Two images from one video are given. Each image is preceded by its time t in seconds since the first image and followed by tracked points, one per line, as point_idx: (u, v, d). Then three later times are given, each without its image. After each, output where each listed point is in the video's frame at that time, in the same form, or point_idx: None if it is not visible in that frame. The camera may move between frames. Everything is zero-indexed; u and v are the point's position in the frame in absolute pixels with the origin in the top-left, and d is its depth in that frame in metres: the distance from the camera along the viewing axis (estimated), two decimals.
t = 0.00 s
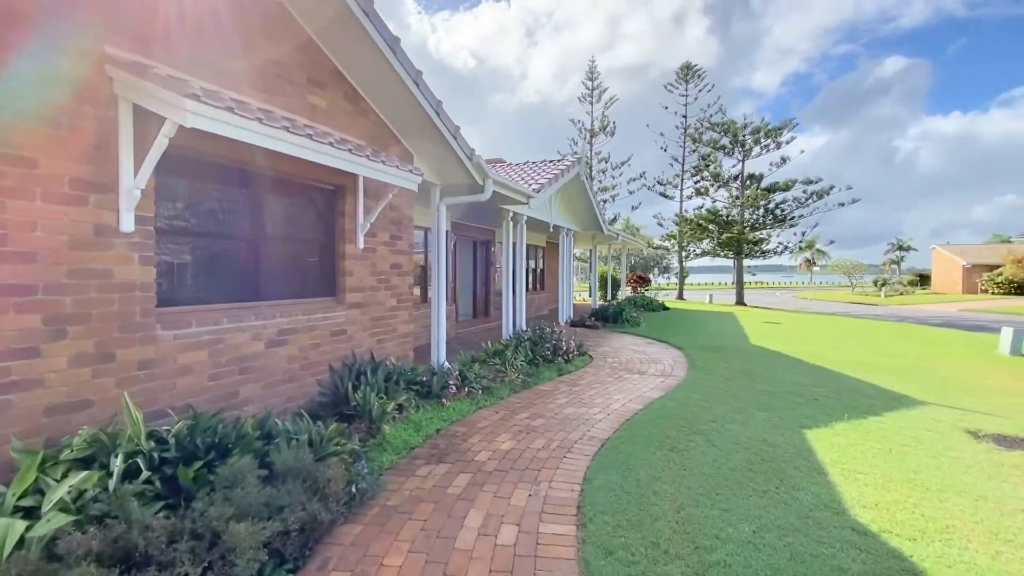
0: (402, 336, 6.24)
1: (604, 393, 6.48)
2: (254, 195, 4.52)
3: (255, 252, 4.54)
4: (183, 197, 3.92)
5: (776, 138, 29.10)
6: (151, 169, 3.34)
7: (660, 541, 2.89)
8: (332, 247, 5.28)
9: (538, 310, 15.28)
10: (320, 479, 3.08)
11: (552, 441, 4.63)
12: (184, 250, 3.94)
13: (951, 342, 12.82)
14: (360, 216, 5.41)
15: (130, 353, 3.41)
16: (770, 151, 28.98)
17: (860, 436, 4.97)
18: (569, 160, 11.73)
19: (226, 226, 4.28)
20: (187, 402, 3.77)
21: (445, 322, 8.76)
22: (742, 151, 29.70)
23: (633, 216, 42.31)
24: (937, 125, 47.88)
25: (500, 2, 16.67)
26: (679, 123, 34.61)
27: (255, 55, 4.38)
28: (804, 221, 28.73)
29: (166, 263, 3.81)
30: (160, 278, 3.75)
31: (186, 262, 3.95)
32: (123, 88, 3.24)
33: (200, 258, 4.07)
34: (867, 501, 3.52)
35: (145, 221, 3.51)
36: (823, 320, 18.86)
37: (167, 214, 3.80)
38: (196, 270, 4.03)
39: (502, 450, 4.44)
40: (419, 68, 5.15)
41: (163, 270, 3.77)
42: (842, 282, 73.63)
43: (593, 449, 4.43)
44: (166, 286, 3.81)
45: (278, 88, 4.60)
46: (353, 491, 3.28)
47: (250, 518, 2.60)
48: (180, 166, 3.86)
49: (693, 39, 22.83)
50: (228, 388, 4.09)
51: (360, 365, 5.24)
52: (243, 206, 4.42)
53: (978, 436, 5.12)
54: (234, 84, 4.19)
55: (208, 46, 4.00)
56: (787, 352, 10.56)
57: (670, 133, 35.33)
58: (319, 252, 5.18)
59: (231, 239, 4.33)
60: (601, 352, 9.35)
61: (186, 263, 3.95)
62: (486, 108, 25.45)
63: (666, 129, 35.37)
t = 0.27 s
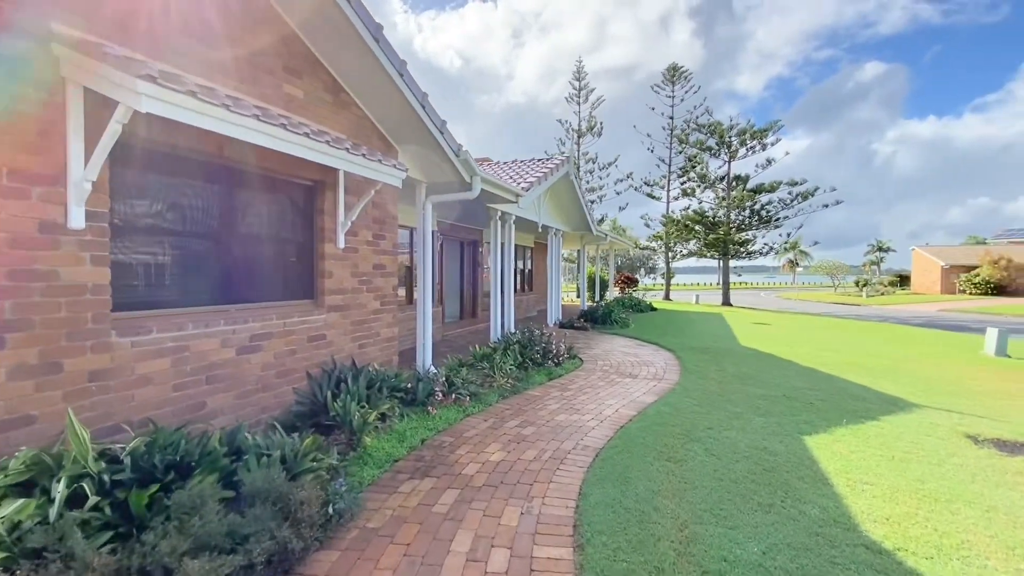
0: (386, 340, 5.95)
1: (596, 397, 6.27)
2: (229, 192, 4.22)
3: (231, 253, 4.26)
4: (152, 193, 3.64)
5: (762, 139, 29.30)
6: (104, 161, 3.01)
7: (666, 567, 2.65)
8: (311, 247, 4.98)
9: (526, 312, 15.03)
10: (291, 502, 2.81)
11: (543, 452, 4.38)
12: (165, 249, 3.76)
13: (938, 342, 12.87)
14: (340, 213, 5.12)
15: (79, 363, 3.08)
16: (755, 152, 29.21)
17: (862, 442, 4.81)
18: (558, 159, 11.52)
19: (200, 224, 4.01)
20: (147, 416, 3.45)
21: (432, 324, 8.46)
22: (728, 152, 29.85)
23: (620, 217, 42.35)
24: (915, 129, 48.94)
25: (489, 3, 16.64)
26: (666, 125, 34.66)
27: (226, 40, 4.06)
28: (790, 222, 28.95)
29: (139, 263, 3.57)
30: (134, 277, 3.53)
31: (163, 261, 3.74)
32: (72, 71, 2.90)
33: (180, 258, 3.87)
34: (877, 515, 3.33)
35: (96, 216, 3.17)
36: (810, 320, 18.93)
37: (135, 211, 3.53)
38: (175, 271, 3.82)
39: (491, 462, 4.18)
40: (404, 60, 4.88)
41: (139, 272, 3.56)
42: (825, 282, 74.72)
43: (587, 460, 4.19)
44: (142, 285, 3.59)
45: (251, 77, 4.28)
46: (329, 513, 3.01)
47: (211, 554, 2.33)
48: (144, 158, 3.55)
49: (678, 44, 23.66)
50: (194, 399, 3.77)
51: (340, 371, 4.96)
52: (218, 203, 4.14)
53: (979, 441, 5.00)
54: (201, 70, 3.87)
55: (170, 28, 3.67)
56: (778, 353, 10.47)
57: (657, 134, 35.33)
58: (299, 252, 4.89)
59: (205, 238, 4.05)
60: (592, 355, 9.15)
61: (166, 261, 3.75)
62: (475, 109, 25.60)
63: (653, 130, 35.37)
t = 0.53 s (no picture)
0: (369, 344, 5.64)
1: (589, 402, 6.04)
2: (196, 186, 3.90)
3: (203, 250, 3.97)
4: (108, 187, 3.31)
5: (749, 141, 29.44)
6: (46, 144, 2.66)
7: None
8: (285, 245, 4.68)
9: (515, 313, 14.77)
10: (257, 529, 2.52)
11: (535, 464, 4.12)
12: (144, 248, 3.55)
13: (925, 343, 12.90)
14: (319, 209, 4.82)
15: (20, 372, 2.74)
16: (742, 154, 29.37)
17: (866, 449, 4.64)
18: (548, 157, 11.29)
19: (173, 221, 3.74)
20: (101, 430, 3.12)
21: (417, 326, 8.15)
22: (715, 153, 29.94)
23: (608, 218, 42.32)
24: (895, 132, 49.79)
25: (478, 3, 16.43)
26: (653, 125, 34.43)
27: (193, 18, 3.72)
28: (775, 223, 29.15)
29: (121, 261, 3.40)
30: (110, 276, 3.33)
31: (144, 260, 3.55)
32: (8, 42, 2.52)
33: (162, 257, 3.67)
34: (892, 531, 3.13)
35: (37, 207, 2.83)
36: (797, 321, 18.97)
37: (92, 208, 3.22)
38: (155, 271, 3.62)
39: (481, 475, 3.91)
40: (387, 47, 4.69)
41: (114, 272, 3.36)
42: (808, 283, 75.68)
43: (583, 472, 3.95)
44: (119, 286, 3.39)
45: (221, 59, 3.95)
46: (299, 538, 2.73)
47: None
48: (95, 147, 3.22)
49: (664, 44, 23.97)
50: (156, 410, 3.44)
51: (318, 378, 4.66)
52: (184, 197, 3.80)
53: (983, 446, 4.88)
54: (164, 50, 3.53)
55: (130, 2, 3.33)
56: (770, 355, 10.34)
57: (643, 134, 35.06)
58: (273, 250, 4.57)
59: (171, 236, 3.73)
60: (582, 357, 8.91)
61: (146, 262, 3.55)
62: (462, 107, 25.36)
63: (640, 130, 35.08)
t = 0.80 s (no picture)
0: (350, 349, 5.33)
1: (582, 409, 5.79)
2: (159, 180, 3.55)
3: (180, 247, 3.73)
4: (66, 180, 3.00)
5: (737, 143, 29.55)
6: None
7: None
8: (260, 244, 4.36)
9: (503, 314, 14.48)
10: (216, 566, 2.23)
11: (528, 479, 3.85)
12: (128, 245, 3.36)
13: (912, 344, 12.93)
14: (296, 205, 4.50)
15: None
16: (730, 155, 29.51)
17: (871, 459, 4.45)
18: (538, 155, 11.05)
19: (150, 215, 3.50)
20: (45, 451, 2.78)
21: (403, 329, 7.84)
22: (703, 154, 30.01)
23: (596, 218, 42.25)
24: (877, 136, 50.54)
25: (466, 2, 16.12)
26: (641, 126, 34.26)
27: None
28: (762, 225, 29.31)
29: (100, 260, 3.20)
30: (88, 276, 3.14)
31: (126, 259, 3.35)
32: None
33: (144, 255, 3.46)
34: (911, 553, 2.93)
35: None
36: (784, 322, 19.02)
37: (51, 204, 2.94)
38: (136, 270, 3.41)
39: (470, 493, 3.63)
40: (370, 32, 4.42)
41: (93, 271, 3.17)
42: (792, 284, 76.54)
43: (579, 488, 3.69)
44: (98, 287, 3.20)
45: (186, 41, 3.62)
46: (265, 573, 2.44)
47: None
48: (43, 134, 2.90)
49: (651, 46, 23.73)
50: (111, 427, 3.11)
51: (295, 387, 4.35)
52: (146, 192, 3.46)
53: (988, 455, 4.74)
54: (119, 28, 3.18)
55: None
56: (762, 357, 10.22)
57: (631, 135, 35.00)
58: (246, 249, 4.24)
59: (133, 234, 3.39)
60: (573, 361, 8.67)
61: (128, 261, 3.35)
62: (449, 106, 24.91)
63: (629, 131, 35.09)
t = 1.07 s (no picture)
0: (330, 352, 5.03)
1: (575, 414, 5.55)
2: (116, 170, 3.23)
3: (154, 243, 3.50)
4: (29, 173, 2.80)
5: (726, 143, 29.59)
6: None
7: None
8: (230, 240, 4.05)
9: (493, 315, 14.21)
10: None
11: (519, 493, 3.58)
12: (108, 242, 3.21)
13: (903, 345, 12.89)
14: (270, 198, 4.21)
15: None
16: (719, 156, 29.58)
17: (878, 466, 4.27)
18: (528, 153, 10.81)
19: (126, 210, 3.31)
20: None
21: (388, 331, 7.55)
22: (693, 155, 30.03)
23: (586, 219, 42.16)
24: (862, 139, 51.14)
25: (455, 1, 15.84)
26: (631, 127, 34.20)
27: None
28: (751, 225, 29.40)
29: (78, 259, 3.06)
30: (64, 275, 2.98)
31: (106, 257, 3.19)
32: None
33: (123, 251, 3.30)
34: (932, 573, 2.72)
35: None
36: (774, 322, 19.00)
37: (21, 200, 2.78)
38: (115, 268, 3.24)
39: (456, 509, 3.35)
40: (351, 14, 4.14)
41: (71, 270, 3.02)
42: (779, 285, 77.24)
43: (574, 502, 3.44)
44: (76, 286, 3.04)
45: (144, 16, 3.29)
46: None
47: None
48: None
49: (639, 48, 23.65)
50: (56, 445, 2.79)
51: (269, 395, 4.05)
52: (100, 184, 3.15)
53: (994, 461, 4.58)
54: None
55: None
56: (755, 359, 10.07)
57: (622, 136, 34.97)
58: (214, 245, 3.92)
59: (108, 233, 3.21)
60: (565, 364, 8.44)
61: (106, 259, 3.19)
62: (438, 105, 24.54)
63: (619, 132, 35.05)
